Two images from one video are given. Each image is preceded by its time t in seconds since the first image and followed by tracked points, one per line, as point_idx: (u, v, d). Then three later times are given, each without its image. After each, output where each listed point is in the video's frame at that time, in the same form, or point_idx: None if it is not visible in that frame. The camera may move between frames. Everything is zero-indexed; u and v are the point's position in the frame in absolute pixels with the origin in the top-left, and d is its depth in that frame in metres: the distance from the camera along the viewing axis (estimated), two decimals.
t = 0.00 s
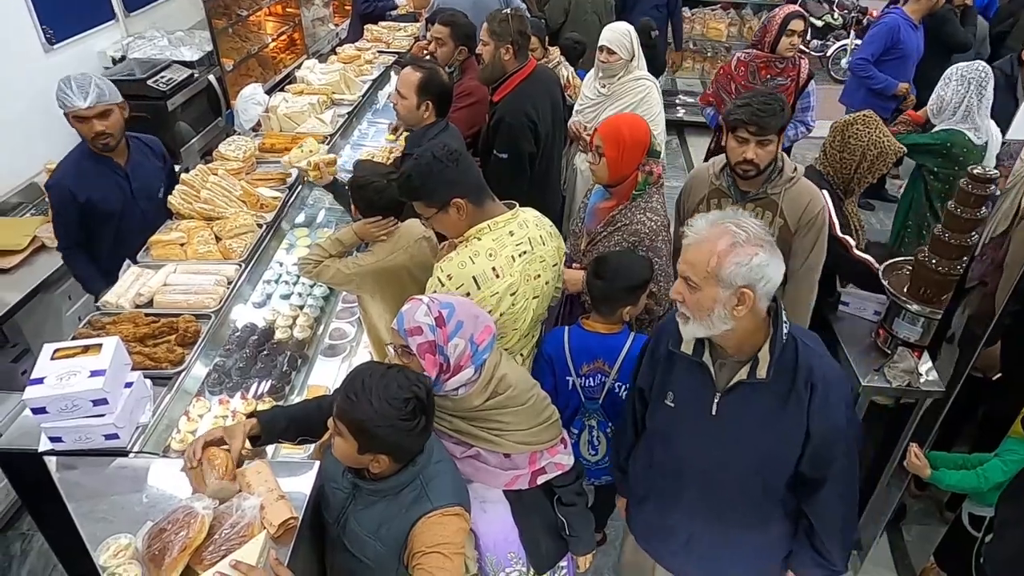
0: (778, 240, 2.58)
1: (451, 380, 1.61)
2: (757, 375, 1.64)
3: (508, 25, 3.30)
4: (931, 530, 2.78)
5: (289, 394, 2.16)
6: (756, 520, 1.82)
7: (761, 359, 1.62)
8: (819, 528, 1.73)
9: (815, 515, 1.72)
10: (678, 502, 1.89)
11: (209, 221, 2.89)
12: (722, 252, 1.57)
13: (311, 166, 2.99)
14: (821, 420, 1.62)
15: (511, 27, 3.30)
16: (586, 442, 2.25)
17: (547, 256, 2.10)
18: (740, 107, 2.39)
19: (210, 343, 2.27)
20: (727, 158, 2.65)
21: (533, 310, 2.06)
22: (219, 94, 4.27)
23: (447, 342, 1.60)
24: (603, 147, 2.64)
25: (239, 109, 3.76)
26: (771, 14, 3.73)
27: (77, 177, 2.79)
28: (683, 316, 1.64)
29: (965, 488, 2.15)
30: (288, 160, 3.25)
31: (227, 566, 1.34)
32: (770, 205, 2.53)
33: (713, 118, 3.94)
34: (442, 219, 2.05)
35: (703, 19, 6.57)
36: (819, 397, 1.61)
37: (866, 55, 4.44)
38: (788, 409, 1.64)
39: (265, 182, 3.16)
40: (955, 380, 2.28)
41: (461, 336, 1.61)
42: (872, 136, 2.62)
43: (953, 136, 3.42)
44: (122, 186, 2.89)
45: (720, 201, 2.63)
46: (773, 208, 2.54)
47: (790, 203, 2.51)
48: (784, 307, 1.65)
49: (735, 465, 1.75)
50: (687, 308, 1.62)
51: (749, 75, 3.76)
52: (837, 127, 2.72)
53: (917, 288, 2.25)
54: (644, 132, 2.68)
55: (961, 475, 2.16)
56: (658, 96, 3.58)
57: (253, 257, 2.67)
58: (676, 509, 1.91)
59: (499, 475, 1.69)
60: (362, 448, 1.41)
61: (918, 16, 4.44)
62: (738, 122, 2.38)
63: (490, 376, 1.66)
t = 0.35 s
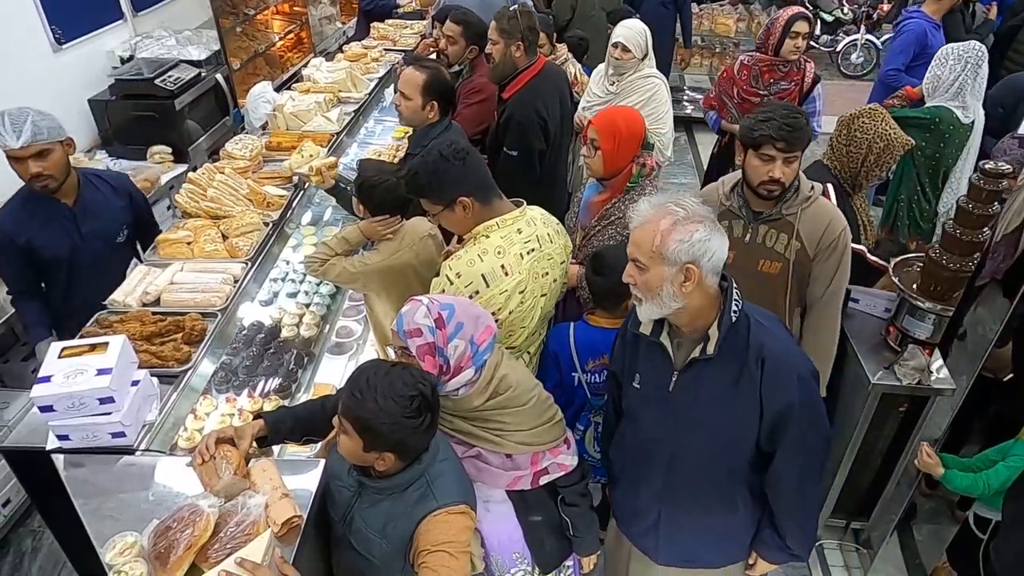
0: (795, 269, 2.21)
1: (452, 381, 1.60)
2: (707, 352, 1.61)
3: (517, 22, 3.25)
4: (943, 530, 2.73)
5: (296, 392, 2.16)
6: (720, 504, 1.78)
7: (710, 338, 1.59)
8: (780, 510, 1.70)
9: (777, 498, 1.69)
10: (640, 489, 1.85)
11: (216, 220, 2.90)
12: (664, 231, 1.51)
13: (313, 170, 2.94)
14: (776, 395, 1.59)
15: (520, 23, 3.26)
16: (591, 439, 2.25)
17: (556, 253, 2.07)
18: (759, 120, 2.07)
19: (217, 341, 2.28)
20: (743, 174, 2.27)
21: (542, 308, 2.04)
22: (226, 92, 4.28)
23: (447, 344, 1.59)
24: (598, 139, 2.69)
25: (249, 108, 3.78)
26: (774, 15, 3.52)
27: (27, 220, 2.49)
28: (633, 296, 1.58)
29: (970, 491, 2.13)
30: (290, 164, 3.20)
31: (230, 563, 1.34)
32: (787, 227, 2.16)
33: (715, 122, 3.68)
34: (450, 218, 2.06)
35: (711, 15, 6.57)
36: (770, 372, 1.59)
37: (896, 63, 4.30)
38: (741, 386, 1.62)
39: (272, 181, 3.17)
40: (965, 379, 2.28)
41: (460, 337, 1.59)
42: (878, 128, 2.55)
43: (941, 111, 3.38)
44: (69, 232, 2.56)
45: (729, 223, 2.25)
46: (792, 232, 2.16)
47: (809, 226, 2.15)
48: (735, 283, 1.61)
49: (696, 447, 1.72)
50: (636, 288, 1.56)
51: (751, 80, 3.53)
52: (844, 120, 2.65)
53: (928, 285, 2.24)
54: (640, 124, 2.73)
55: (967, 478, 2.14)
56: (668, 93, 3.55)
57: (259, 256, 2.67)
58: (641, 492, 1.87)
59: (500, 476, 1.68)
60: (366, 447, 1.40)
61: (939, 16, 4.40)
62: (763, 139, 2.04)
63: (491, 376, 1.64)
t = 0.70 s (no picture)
0: (834, 312, 1.88)
1: (459, 376, 1.59)
2: (702, 344, 1.55)
3: (521, 14, 3.23)
4: (954, 529, 2.67)
5: (302, 387, 2.16)
6: (720, 501, 1.72)
7: (705, 330, 1.53)
8: (782, 506, 1.64)
9: (777, 494, 1.63)
10: (633, 483, 1.79)
11: (222, 213, 2.89)
12: (656, 226, 1.47)
13: (327, 171, 2.87)
14: (774, 389, 1.53)
15: (524, 15, 3.23)
16: (591, 431, 2.14)
17: (566, 248, 2.04)
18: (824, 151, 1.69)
19: (223, 334, 2.27)
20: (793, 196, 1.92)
21: (551, 307, 2.02)
22: (233, 85, 4.27)
23: (455, 339, 1.57)
24: (594, 130, 2.67)
25: (256, 100, 3.77)
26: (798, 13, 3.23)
27: None
28: (629, 291, 1.54)
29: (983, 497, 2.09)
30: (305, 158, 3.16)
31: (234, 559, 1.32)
32: (833, 268, 1.83)
33: (728, 124, 3.52)
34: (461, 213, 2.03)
35: (722, 6, 6.38)
36: (765, 363, 1.52)
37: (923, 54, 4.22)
38: (737, 379, 1.56)
39: (279, 173, 3.15)
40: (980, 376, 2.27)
41: (468, 333, 1.57)
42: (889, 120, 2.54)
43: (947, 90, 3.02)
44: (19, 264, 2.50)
45: (767, 252, 1.92)
46: (837, 272, 1.82)
47: (856, 268, 1.81)
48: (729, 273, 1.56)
49: (695, 443, 1.65)
50: (631, 284, 1.52)
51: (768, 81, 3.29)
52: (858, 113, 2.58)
53: (945, 281, 2.18)
54: (634, 110, 2.72)
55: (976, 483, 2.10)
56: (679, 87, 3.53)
57: (266, 248, 2.66)
58: (637, 484, 1.79)
59: (508, 473, 1.67)
60: (375, 442, 1.39)
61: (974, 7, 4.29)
62: (826, 182, 1.66)
63: (499, 372, 1.62)
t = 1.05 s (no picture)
0: (912, 362, 1.72)
1: (472, 374, 1.56)
2: (718, 345, 1.52)
3: (528, 6, 3.15)
4: (966, 530, 2.70)
5: (311, 380, 2.14)
6: (733, 500, 1.69)
7: (721, 329, 1.51)
8: (798, 505, 1.61)
9: (794, 494, 1.61)
10: (646, 482, 1.76)
11: (231, 204, 2.87)
12: (672, 227, 1.44)
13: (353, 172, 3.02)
14: (790, 388, 1.50)
15: (531, 7, 3.15)
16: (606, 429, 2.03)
17: (590, 249, 1.98)
18: (931, 200, 1.48)
19: (231, 327, 2.25)
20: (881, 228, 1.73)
21: (558, 317, 1.96)
22: (241, 75, 4.23)
23: (468, 337, 1.54)
24: (601, 121, 2.62)
25: (262, 91, 3.72)
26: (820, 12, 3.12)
27: None
28: (643, 292, 1.52)
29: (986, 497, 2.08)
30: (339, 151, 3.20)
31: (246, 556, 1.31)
32: (920, 316, 1.66)
33: (743, 125, 3.49)
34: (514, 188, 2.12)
35: None
36: (782, 363, 1.49)
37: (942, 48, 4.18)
38: (754, 378, 1.53)
39: (288, 165, 3.13)
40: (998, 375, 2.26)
41: (482, 331, 1.55)
42: (914, 116, 2.27)
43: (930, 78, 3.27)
44: None
45: (843, 289, 1.74)
46: (923, 321, 1.65)
47: (946, 320, 1.64)
48: (744, 274, 1.53)
49: (710, 441, 1.62)
50: (645, 285, 1.50)
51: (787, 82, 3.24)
52: (876, 109, 2.38)
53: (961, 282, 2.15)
54: (639, 100, 2.67)
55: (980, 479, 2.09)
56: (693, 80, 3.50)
57: (275, 241, 2.64)
58: (649, 483, 1.76)
59: (519, 472, 1.64)
60: (387, 439, 1.37)
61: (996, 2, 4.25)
62: (929, 252, 1.46)
63: (511, 371, 1.59)
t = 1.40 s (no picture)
0: (955, 389, 1.72)
1: (491, 372, 1.54)
2: (748, 347, 1.49)
3: None
4: (984, 533, 2.67)
5: (325, 373, 2.12)
6: (756, 501, 1.67)
7: (752, 331, 1.48)
8: (822, 509, 1.59)
9: (819, 499, 1.58)
10: (669, 483, 1.74)
11: (245, 194, 2.84)
12: (707, 229, 1.41)
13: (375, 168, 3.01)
14: (819, 394, 1.48)
15: None
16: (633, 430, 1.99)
17: (608, 247, 1.90)
18: (993, 242, 1.42)
19: (247, 319, 2.23)
20: (936, 246, 1.68)
21: (561, 305, 1.86)
22: (253, 64, 4.19)
23: (489, 334, 1.52)
24: (613, 116, 2.57)
25: (276, 80, 3.65)
26: (840, 4, 3.03)
27: None
28: (673, 292, 1.49)
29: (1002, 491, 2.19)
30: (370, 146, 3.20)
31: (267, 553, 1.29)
32: (969, 346, 1.64)
33: (757, 125, 3.40)
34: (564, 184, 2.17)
35: None
36: (814, 370, 1.47)
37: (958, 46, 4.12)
38: (784, 381, 1.50)
39: (302, 155, 3.10)
40: None
41: (503, 329, 1.52)
42: (940, 112, 2.17)
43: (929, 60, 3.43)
44: None
45: (890, 306, 1.72)
46: (970, 349, 1.64)
47: (995, 353, 1.63)
48: (777, 276, 1.50)
49: (735, 442, 1.59)
50: (675, 284, 1.47)
51: (804, 80, 3.16)
52: (900, 105, 2.27)
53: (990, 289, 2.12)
54: (654, 92, 2.62)
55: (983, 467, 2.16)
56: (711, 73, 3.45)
57: (289, 232, 2.61)
58: (671, 484, 1.73)
59: (537, 471, 1.60)
60: (408, 439, 1.35)
61: None
62: (981, 300, 1.43)
63: (531, 368, 1.56)
